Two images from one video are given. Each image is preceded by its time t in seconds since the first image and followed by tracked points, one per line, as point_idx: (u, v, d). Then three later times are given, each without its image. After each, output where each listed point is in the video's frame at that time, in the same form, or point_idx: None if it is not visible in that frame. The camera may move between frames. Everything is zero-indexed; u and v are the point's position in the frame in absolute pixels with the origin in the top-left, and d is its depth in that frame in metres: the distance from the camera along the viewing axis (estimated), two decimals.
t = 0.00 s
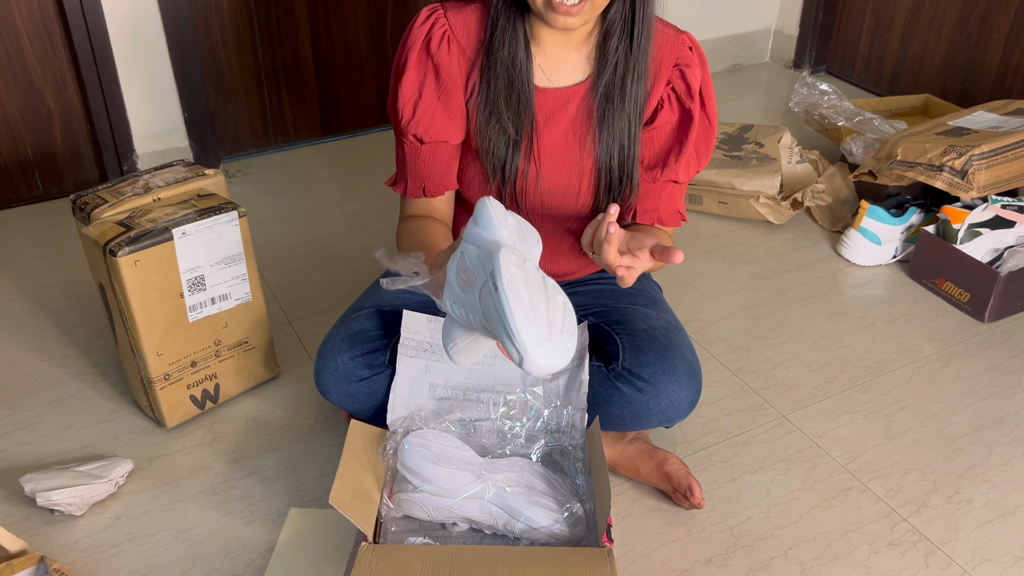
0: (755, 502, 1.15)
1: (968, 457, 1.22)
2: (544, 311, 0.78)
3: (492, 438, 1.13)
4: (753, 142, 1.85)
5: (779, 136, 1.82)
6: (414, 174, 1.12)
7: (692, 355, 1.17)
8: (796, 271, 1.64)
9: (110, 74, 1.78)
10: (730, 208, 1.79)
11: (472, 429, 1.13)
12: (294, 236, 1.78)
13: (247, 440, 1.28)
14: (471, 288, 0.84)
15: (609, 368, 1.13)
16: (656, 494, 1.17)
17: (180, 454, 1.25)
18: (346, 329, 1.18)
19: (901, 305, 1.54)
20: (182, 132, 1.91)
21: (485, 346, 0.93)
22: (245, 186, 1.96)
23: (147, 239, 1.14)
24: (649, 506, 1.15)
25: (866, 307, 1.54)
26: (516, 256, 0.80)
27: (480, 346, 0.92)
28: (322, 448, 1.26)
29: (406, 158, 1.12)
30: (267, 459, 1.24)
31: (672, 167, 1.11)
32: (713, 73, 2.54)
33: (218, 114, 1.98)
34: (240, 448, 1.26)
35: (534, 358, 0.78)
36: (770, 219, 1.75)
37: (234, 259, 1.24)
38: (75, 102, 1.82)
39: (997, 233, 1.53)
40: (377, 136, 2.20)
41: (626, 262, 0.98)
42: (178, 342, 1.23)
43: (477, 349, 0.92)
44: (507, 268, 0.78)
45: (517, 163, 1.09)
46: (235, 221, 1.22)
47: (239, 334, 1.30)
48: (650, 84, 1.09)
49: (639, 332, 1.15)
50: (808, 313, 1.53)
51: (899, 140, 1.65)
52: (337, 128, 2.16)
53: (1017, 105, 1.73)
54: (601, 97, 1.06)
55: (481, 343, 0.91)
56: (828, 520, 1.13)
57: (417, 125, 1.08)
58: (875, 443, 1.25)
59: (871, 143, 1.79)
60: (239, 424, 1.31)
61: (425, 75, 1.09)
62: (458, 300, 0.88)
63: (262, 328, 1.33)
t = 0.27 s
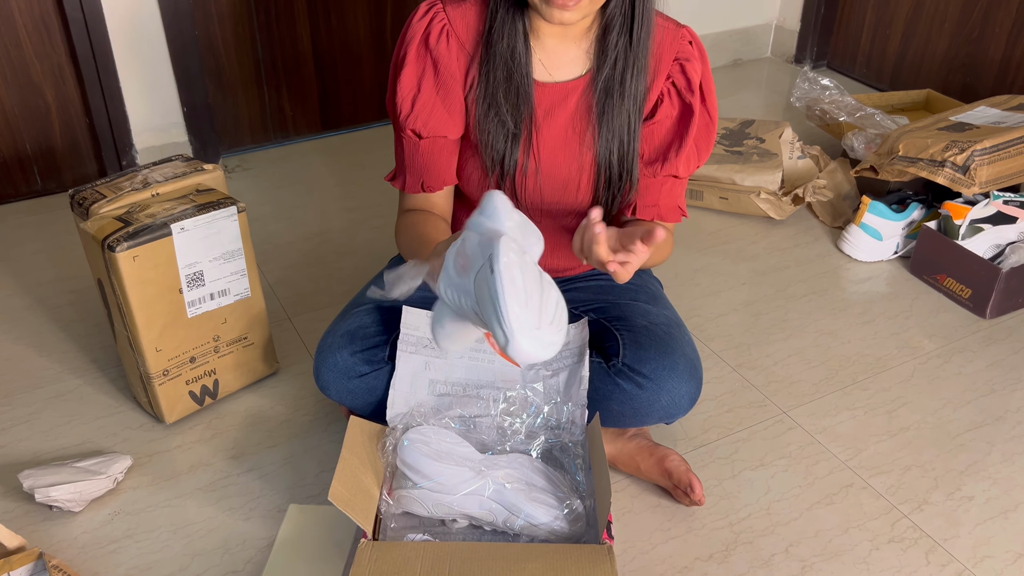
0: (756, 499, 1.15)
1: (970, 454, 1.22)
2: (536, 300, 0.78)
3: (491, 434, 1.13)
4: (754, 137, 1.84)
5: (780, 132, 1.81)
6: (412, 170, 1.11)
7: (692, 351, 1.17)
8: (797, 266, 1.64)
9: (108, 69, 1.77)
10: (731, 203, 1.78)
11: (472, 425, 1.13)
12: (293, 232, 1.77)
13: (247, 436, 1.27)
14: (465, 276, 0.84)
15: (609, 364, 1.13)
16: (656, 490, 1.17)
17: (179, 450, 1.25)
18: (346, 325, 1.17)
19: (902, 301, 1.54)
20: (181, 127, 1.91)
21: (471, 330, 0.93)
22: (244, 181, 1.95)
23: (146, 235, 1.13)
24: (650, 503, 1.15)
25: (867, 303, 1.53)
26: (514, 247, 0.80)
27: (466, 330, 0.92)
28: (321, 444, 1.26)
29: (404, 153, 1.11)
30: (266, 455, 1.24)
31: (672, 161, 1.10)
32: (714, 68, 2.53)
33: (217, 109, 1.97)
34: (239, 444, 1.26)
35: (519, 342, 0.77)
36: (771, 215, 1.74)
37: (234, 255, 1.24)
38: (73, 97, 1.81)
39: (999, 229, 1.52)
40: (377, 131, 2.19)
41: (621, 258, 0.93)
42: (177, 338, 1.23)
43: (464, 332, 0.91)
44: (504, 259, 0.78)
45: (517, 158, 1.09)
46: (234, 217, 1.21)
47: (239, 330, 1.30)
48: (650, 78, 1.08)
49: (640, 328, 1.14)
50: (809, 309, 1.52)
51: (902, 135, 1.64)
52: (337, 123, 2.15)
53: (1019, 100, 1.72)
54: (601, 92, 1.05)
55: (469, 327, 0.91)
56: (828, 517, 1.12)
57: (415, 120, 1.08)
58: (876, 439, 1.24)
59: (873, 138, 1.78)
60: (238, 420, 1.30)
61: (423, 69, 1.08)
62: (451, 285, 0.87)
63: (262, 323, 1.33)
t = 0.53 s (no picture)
0: (755, 493, 1.15)
1: (969, 448, 1.22)
2: (565, 270, 0.81)
3: (491, 428, 1.13)
4: (754, 132, 1.84)
5: (780, 126, 1.81)
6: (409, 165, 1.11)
7: (692, 346, 1.17)
8: (797, 261, 1.64)
9: (108, 63, 1.77)
10: (731, 198, 1.78)
11: (472, 420, 1.13)
12: (293, 226, 1.77)
13: (246, 430, 1.27)
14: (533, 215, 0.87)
15: (609, 359, 1.13)
16: (655, 485, 1.17)
17: (178, 445, 1.25)
18: (346, 320, 1.17)
19: (902, 295, 1.54)
20: (180, 121, 1.90)
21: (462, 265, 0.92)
22: (244, 175, 1.95)
23: (145, 229, 1.13)
24: (649, 497, 1.15)
25: (867, 298, 1.53)
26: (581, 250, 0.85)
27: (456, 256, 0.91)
28: (321, 438, 1.26)
29: (401, 148, 1.11)
30: (266, 449, 1.24)
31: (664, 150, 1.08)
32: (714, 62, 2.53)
33: (217, 104, 1.97)
34: (239, 438, 1.26)
35: (541, 251, 0.78)
36: (771, 210, 1.74)
37: (233, 249, 1.24)
38: (72, 91, 1.81)
39: (1000, 223, 1.52)
40: (377, 125, 2.19)
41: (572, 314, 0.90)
42: (177, 332, 1.23)
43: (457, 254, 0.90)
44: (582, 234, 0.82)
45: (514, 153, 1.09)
46: (234, 211, 1.21)
47: (238, 325, 1.30)
48: (647, 72, 1.08)
49: (639, 323, 1.15)
50: (809, 304, 1.52)
51: (902, 129, 1.64)
52: (337, 117, 2.15)
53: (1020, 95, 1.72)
54: (599, 86, 1.05)
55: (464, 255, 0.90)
56: (827, 511, 1.12)
57: (411, 115, 1.07)
58: (875, 434, 1.24)
59: (873, 133, 1.78)
60: (238, 414, 1.31)
61: (421, 64, 1.08)
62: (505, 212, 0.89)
63: (261, 318, 1.33)
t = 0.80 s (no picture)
0: (753, 488, 1.15)
1: (968, 443, 1.22)
2: (578, 237, 0.77)
3: (490, 423, 1.13)
4: (754, 127, 1.84)
5: (780, 122, 1.81)
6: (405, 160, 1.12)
7: (691, 342, 1.17)
8: (796, 257, 1.64)
9: (107, 58, 1.77)
10: (731, 193, 1.78)
11: (472, 414, 1.13)
12: (292, 221, 1.77)
13: (246, 425, 1.28)
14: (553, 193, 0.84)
15: (608, 354, 1.13)
16: (654, 479, 1.17)
17: (178, 439, 1.25)
18: (346, 315, 1.17)
19: (901, 291, 1.54)
20: (179, 116, 1.90)
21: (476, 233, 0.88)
22: (243, 170, 1.95)
23: (145, 224, 1.13)
24: (648, 492, 1.15)
25: (866, 293, 1.54)
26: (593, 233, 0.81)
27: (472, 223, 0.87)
28: (321, 433, 1.26)
29: (398, 143, 1.12)
30: (266, 444, 1.24)
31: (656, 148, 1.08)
32: (714, 57, 2.52)
33: (216, 99, 1.97)
34: (239, 433, 1.26)
35: (559, 206, 0.74)
36: (770, 205, 1.74)
37: (232, 244, 1.24)
38: (72, 86, 1.81)
39: (999, 218, 1.52)
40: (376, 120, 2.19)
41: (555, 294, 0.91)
42: (176, 327, 1.23)
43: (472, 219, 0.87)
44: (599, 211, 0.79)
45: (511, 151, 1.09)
46: (233, 206, 1.21)
47: (238, 320, 1.30)
48: (646, 71, 1.07)
49: (638, 318, 1.15)
50: (809, 299, 1.52)
51: (902, 125, 1.64)
52: (336, 113, 2.15)
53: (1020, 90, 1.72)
54: (597, 85, 1.05)
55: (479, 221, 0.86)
56: (826, 506, 1.13)
57: (408, 112, 1.08)
58: (874, 429, 1.25)
59: (873, 128, 1.78)
60: (237, 409, 1.31)
61: (419, 61, 1.07)
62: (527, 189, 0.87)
63: (261, 313, 1.33)
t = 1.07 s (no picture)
0: (752, 484, 1.15)
1: (967, 439, 1.22)
2: (572, 236, 0.77)
3: (489, 419, 1.13)
4: (753, 123, 1.83)
5: (779, 117, 1.80)
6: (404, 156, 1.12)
7: (690, 337, 1.17)
8: (795, 253, 1.64)
9: (105, 53, 1.76)
10: (730, 189, 1.78)
11: (470, 411, 1.13)
12: (291, 217, 1.77)
13: (245, 421, 1.28)
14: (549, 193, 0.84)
15: (606, 350, 1.13)
16: (653, 476, 1.17)
17: (177, 435, 1.25)
18: (344, 311, 1.17)
19: (900, 287, 1.54)
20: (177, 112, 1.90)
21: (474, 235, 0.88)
22: (241, 166, 1.95)
23: (143, 220, 1.13)
24: (647, 488, 1.15)
25: (865, 289, 1.53)
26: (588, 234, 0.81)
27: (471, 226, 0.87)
28: (319, 429, 1.26)
29: (396, 139, 1.11)
30: (264, 440, 1.24)
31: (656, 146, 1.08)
32: (713, 52, 2.52)
33: (215, 94, 1.96)
34: (238, 429, 1.26)
35: (553, 204, 0.74)
36: (770, 200, 1.74)
37: (231, 240, 1.24)
38: (70, 81, 1.80)
39: (998, 215, 1.52)
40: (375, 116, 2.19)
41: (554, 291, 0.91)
42: (175, 323, 1.23)
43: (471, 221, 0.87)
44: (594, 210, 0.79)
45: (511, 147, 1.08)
46: (232, 202, 1.21)
47: (236, 316, 1.30)
48: (645, 68, 1.07)
49: (637, 314, 1.15)
50: (808, 295, 1.52)
51: (901, 121, 1.63)
52: (335, 108, 2.15)
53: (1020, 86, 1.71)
54: (596, 81, 1.05)
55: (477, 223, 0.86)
56: (824, 502, 1.13)
57: (407, 108, 1.08)
58: (873, 425, 1.25)
59: (872, 124, 1.78)
60: (236, 405, 1.31)
61: (418, 57, 1.07)
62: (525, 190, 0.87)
63: (259, 309, 1.33)
